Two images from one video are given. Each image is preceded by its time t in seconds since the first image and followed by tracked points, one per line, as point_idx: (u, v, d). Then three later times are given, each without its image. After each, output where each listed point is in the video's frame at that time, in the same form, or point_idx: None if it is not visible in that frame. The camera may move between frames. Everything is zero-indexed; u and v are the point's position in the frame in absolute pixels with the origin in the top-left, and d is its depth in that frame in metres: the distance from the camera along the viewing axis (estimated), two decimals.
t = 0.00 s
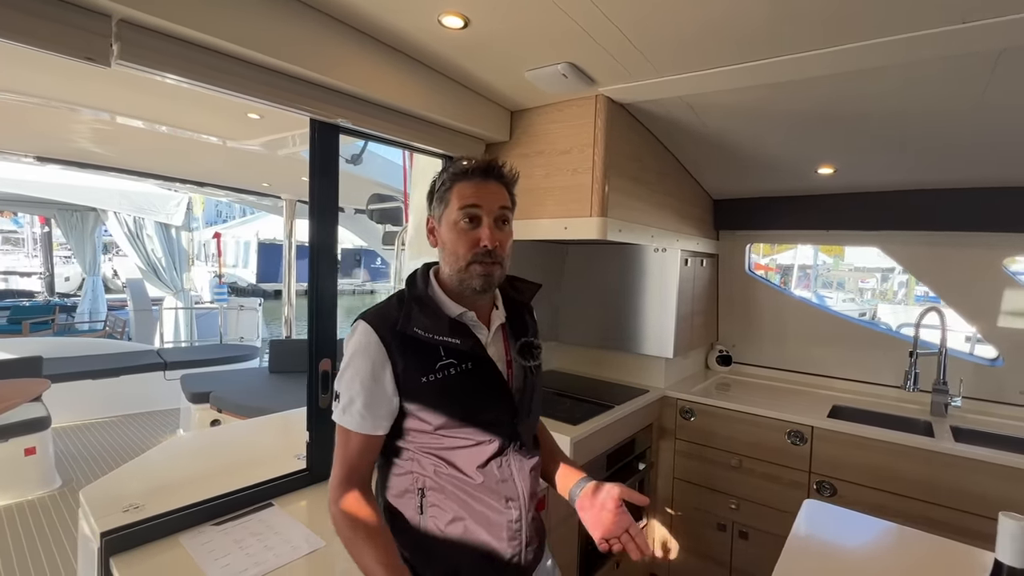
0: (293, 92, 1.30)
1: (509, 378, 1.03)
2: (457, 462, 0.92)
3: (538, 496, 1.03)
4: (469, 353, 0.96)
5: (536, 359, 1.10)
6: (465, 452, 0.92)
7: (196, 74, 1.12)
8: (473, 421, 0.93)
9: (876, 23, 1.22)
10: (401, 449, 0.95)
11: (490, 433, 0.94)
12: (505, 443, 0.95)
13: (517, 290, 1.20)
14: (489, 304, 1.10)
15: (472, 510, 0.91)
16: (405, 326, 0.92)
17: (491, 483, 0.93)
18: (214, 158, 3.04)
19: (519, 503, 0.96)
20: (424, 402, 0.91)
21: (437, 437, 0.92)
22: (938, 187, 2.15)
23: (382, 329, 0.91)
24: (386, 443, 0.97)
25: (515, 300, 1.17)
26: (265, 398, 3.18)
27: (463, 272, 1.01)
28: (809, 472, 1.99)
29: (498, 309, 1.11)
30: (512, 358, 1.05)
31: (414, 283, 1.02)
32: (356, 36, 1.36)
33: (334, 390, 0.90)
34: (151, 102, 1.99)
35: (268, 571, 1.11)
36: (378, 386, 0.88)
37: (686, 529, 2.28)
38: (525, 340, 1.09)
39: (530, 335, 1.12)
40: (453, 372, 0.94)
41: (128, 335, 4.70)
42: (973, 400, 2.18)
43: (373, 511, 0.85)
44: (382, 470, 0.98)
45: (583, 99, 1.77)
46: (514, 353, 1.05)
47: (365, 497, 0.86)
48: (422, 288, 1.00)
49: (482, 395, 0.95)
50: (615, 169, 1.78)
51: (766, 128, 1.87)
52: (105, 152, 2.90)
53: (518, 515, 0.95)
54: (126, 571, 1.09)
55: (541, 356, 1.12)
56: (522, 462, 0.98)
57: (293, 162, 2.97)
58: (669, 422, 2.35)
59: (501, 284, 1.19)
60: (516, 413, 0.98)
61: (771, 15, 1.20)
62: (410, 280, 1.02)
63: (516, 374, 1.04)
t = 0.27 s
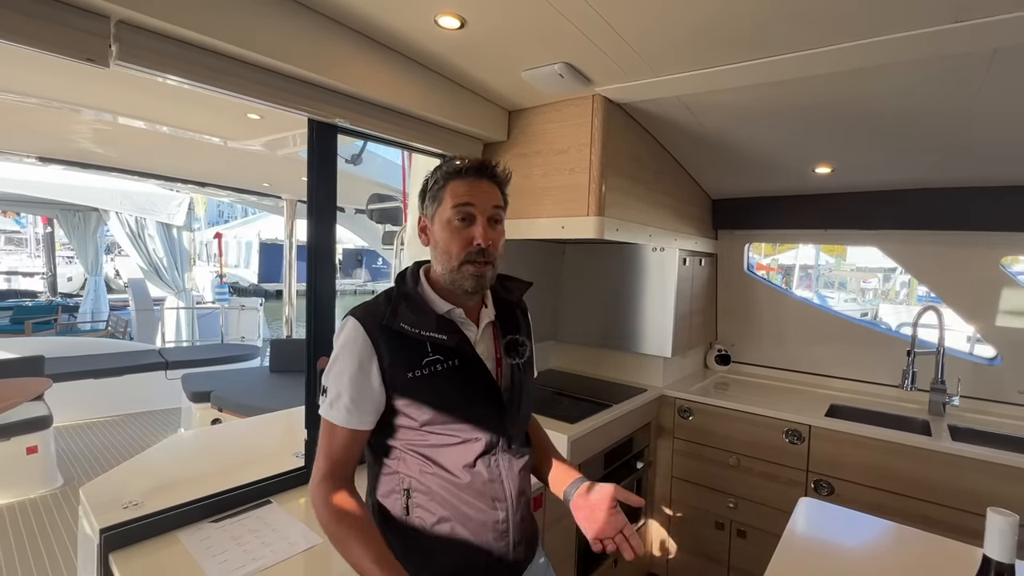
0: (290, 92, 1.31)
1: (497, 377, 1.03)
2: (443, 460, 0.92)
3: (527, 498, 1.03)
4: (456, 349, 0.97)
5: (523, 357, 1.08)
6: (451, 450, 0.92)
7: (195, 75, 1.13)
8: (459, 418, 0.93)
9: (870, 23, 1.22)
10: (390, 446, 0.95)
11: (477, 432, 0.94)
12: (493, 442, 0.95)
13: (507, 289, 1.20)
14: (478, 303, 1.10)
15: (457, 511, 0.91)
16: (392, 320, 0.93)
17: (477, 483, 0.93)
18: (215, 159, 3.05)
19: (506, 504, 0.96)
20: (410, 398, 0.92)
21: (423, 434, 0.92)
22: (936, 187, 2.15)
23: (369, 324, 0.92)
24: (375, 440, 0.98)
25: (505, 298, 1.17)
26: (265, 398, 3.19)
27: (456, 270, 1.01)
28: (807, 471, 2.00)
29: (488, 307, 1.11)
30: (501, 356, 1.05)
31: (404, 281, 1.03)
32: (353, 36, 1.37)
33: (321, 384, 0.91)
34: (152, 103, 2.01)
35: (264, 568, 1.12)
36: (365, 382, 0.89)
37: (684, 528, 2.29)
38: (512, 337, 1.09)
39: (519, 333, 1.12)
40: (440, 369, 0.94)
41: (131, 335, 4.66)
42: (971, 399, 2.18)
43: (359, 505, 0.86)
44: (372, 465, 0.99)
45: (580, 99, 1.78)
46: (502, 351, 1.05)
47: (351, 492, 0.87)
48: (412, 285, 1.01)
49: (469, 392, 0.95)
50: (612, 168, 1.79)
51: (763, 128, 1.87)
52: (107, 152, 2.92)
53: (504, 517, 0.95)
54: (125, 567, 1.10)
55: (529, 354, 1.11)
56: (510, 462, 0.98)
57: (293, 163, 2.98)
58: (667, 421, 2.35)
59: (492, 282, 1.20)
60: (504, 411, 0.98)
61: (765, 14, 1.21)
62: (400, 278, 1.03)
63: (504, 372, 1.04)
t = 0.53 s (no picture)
0: (292, 91, 1.31)
1: (493, 376, 1.02)
2: (437, 459, 0.92)
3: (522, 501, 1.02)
4: (453, 346, 0.96)
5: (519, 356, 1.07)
6: (447, 448, 0.92)
7: (196, 74, 1.14)
8: (455, 416, 0.93)
9: (872, 22, 1.22)
10: (385, 444, 0.94)
11: (473, 432, 0.93)
12: (489, 442, 0.95)
13: (507, 287, 1.20)
14: (478, 301, 1.10)
15: (450, 509, 0.91)
16: (390, 313, 0.93)
17: (472, 484, 0.92)
18: (216, 159, 3.06)
19: (500, 508, 0.95)
20: (406, 392, 0.91)
21: (418, 430, 0.92)
22: (937, 186, 2.15)
23: (367, 316, 0.92)
24: (371, 437, 0.97)
25: (505, 296, 1.17)
26: (267, 397, 3.20)
27: (458, 268, 1.01)
28: (808, 470, 1.99)
29: (488, 305, 1.11)
30: (496, 355, 1.05)
31: (405, 276, 1.04)
32: (353, 36, 1.38)
33: (318, 374, 0.91)
34: (154, 103, 2.02)
35: (266, 566, 1.13)
36: (361, 374, 0.89)
37: (685, 527, 2.29)
38: (507, 334, 1.07)
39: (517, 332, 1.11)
40: (436, 364, 0.94)
41: (132, 335, 4.70)
42: (973, 399, 2.18)
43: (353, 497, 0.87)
44: (367, 464, 0.98)
45: (581, 98, 1.78)
46: (497, 350, 1.05)
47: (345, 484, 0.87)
48: (412, 281, 1.01)
49: (464, 389, 0.94)
50: (613, 168, 1.79)
51: (764, 127, 1.87)
52: (109, 152, 2.93)
53: (498, 521, 0.95)
54: (127, 564, 1.11)
55: (524, 354, 1.09)
56: (507, 464, 0.97)
57: (295, 162, 2.99)
58: (669, 420, 2.35)
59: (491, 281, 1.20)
60: (500, 410, 0.97)
61: (765, 13, 1.20)
62: (400, 274, 1.03)
63: (500, 372, 1.03)
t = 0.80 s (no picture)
0: (298, 94, 1.31)
1: (501, 379, 1.01)
2: (446, 464, 0.91)
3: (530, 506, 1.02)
4: (461, 350, 0.96)
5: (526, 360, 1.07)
6: (455, 453, 0.91)
7: (202, 77, 1.14)
8: (463, 421, 0.93)
9: (880, 23, 1.21)
10: (394, 448, 0.94)
11: (481, 437, 0.93)
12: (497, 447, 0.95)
13: (513, 289, 1.20)
14: (485, 303, 1.10)
15: (458, 514, 0.91)
16: (398, 317, 0.93)
17: (480, 489, 0.92)
18: (220, 160, 3.06)
19: (508, 513, 0.96)
20: (414, 396, 0.91)
21: (427, 435, 0.92)
22: (943, 187, 2.14)
23: (374, 321, 0.92)
24: (379, 441, 0.97)
25: (511, 298, 1.17)
26: (270, 398, 3.20)
27: (466, 271, 1.02)
28: (813, 472, 1.99)
29: (495, 308, 1.11)
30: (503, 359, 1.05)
31: (411, 279, 1.04)
32: (359, 38, 1.38)
33: (325, 381, 0.90)
34: (159, 105, 2.02)
35: (275, 568, 1.13)
36: (369, 380, 0.89)
37: (690, 529, 2.28)
38: (513, 339, 1.06)
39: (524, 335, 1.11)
40: (444, 369, 0.94)
41: (136, 336, 4.58)
42: (979, 401, 2.17)
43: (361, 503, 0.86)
44: (377, 466, 0.98)
45: (586, 100, 1.78)
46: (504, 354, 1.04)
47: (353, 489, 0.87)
48: (418, 284, 1.01)
49: (472, 393, 0.94)
50: (618, 170, 1.79)
51: (769, 128, 1.86)
52: (113, 154, 2.94)
53: (506, 526, 0.95)
54: (134, 567, 1.11)
55: (530, 358, 1.09)
56: (516, 469, 0.97)
57: (298, 164, 2.99)
58: (673, 422, 2.35)
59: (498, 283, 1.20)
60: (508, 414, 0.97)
61: (772, 15, 1.20)
62: (407, 277, 1.03)
63: (508, 376, 1.02)
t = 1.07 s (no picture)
0: (305, 96, 1.31)
1: (512, 380, 1.01)
2: (457, 471, 0.91)
3: (536, 504, 1.04)
4: (472, 356, 0.95)
5: (534, 364, 1.07)
6: (467, 459, 0.91)
7: (210, 79, 1.13)
8: (474, 427, 0.92)
9: (892, 24, 1.20)
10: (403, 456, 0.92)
11: (491, 441, 0.93)
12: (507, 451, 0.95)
13: (521, 292, 1.20)
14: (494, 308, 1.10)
15: (468, 519, 0.91)
16: (408, 326, 0.91)
17: (490, 492, 0.93)
18: (224, 161, 3.05)
19: (516, 512, 0.98)
20: (426, 404, 0.90)
21: (438, 442, 0.90)
22: (951, 188, 2.13)
23: (385, 329, 0.90)
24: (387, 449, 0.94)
25: (518, 302, 1.18)
26: (273, 399, 3.20)
27: (485, 279, 1.01)
28: (820, 475, 1.98)
29: (503, 312, 1.11)
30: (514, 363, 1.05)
31: (419, 285, 1.04)
32: (366, 40, 1.37)
33: (334, 394, 0.88)
34: (164, 106, 2.02)
35: (284, 572, 1.13)
36: (382, 389, 0.88)
37: (695, 532, 2.27)
38: (524, 344, 1.08)
39: (532, 339, 1.11)
40: (456, 376, 0.93)
41: (137, 336, 4.77)
42: (986, 403, 2.16)
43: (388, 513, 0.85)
44: (385, 474, 0.96)
45: (593, 102, 1.77)
46: (515, 358, 1.04)
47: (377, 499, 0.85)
48: (427, 291, 1.01)
49: (484, 398, 0.94)
50: (625, 171, 1.78)
51: (777, 129, 1.85)
52: (117, 155, 2.94)
53: (513, 524, 0.97)
54: (142, 572, 1.10)
55: (540, 361, 1.10)
56: (524, 471, 0.98)
57: (302, 165, 2.98)
58: (678, 424, 2.34)
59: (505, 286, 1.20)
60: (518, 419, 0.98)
61: (783, 16, 1.19)
62: (414, 283, 1.03)
63: (518, 380, 1.02)
